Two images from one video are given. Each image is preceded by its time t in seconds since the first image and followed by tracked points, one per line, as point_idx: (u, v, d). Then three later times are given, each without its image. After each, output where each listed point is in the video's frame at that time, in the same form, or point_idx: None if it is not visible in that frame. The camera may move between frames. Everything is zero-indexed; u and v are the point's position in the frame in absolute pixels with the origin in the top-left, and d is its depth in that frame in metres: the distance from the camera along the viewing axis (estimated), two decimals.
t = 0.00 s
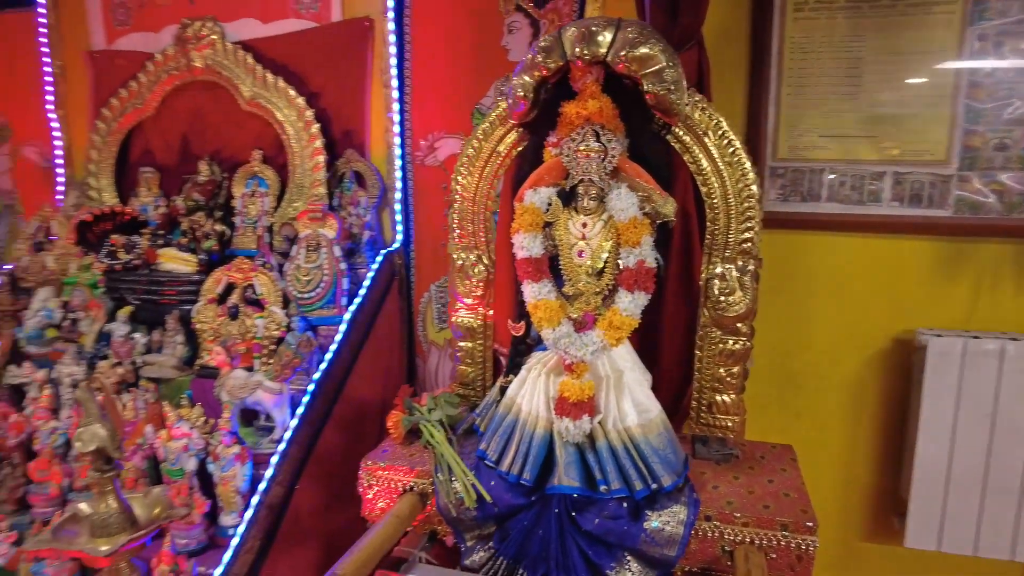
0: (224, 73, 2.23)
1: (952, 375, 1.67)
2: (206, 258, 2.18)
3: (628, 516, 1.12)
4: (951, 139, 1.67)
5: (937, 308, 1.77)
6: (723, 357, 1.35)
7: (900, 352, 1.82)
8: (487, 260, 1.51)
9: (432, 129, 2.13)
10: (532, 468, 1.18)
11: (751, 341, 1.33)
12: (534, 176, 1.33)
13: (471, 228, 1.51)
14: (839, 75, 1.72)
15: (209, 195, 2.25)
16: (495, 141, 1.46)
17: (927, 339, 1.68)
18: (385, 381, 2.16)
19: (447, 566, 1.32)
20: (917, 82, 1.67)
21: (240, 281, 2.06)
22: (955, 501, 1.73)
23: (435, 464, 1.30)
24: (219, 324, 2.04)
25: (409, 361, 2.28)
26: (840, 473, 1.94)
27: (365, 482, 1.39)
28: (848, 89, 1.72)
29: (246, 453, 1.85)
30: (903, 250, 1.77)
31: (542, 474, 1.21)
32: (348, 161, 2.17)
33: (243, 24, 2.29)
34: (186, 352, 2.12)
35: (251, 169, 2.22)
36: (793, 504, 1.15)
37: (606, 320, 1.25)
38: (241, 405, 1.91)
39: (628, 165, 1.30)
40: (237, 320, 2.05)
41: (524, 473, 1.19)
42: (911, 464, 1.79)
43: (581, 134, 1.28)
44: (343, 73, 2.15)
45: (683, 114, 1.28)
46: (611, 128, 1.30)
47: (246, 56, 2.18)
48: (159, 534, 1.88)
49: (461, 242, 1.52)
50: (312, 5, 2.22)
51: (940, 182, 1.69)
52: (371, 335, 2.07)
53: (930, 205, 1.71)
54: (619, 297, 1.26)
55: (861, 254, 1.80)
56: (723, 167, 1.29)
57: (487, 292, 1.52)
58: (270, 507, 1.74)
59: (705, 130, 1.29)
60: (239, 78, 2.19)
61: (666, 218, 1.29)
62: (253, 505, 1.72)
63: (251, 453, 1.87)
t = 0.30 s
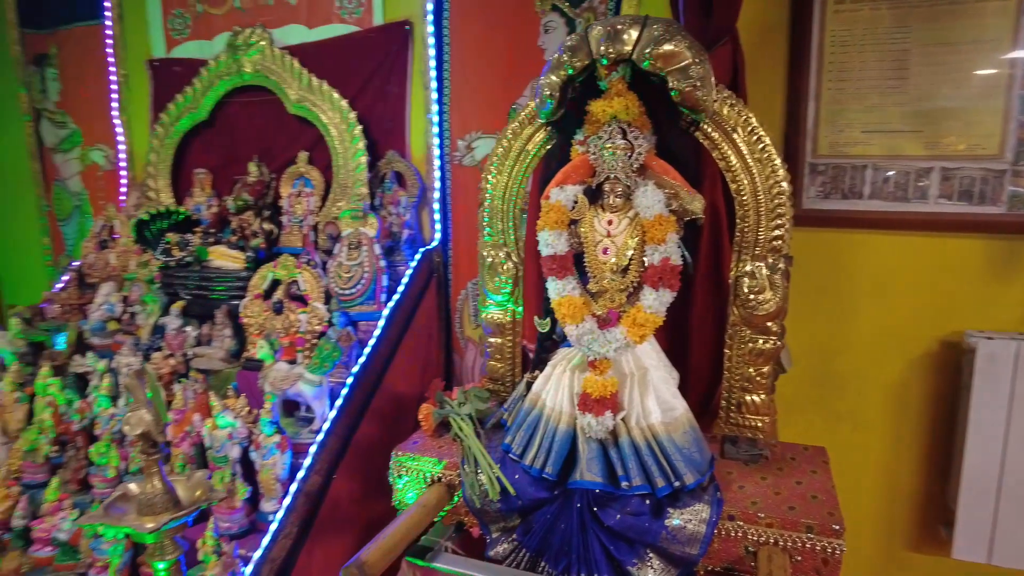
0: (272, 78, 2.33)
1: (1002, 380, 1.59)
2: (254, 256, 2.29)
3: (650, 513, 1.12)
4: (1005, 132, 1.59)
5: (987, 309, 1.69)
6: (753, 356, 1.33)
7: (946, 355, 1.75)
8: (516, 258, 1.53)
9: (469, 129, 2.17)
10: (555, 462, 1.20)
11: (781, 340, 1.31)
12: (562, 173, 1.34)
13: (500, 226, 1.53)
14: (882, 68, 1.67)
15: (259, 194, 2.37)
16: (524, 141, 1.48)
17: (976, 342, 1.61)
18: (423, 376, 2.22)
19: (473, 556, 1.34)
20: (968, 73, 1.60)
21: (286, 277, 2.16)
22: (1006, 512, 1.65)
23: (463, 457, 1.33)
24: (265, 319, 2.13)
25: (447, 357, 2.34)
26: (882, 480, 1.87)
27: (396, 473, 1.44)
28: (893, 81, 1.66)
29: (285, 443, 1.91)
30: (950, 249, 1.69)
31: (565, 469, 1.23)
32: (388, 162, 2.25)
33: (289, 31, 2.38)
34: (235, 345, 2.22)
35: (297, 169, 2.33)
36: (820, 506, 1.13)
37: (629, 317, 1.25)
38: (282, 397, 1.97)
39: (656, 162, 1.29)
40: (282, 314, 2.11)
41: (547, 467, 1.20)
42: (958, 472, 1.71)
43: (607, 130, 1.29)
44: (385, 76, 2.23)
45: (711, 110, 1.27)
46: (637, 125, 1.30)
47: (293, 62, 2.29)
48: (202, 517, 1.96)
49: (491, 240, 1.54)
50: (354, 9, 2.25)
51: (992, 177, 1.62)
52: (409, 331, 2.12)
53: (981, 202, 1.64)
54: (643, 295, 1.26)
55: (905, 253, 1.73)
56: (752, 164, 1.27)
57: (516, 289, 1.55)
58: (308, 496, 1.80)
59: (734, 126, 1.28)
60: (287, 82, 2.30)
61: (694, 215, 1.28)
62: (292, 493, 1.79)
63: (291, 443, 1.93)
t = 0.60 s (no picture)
0: (312, 79, 2.40)
1: None
2: (292, 251, 2.34)
3: (668, 511, 1.12)
4: None
5: None
6: (779, 356, 1.30)
7: (991, 359, 1.67)
8: (541, 254, 1.54)
9: (502, 128, 2.18)
10: (573, 458, 1.20)
11: (809, 340, 1.28)
12: (586, 169, 1.34)
13: (526, 223, 1.54)
14: (925, 60, 1.60)
15: (299, 191, 2.44)
16: (549, 138, 1.49)
17: None
18: (454, 372, 2.25)
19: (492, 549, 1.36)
20: (1019, 65, 1.52)
21: (322, 272, 2.21)
22: None
23: (484, 450, 1.35)
24: (301, 312, 2.20)
25: (478, 353, 2.37)
26: (922, 488, 1.80)
27: (420, 463, 1.46)
28: (937, 74, 1.60)
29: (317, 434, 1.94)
30: (996, 248, 1.62)
31: (584, 465, 1.23)
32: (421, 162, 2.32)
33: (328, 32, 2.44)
34: (273, 337, 2.30)
35: (336, 168, 2.39)
36: (843, 510, 1.11)
37: (650, 314, 1.25)
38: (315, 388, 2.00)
39: (680, 157, 1.29)
40: (318, 308, 2.17)
41: (565, 463, 1.21)
42: (1004, 482, 1.64)
43: (630, 125, 1.29)
44: (420, 75, 2.26)
45: (737, 105, 1.25)
46: (662, 121, 1.29)
47: (332, 62, 2.35)
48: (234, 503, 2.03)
49: (517, 237, 1.55)
50: (391, 10, 2.29)
51: None
52: (440, 326, 2.15)
53: None
54: (664, 292, 1.25)
55: (948, 252, 1.67)
56: (779, 160, 1.25)
57: (540, 285, 1.55)
58: (338, 486, 1.84)
59: (760, 121, 1.26)
60: (326, 83, 2.37)
61: (719, 212, 1.26)
62: (322, 483, 1.83)
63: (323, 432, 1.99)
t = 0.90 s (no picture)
0: (345, 79, 2.45)
1: None
2: (325, 249, 2.41)
3: (683, 514, 1.11)
4: None
5: None
6: (803, 359, 1.28)
7: None
8: (562, 253, 1.54)
9: (530, 127, 2.18)
10: (588, 458, 1.20)
11: (834, 343, 1.24)
12: (606, 168, 1.34)
13: (548, 222, 1.54)
14: (967, 54, 1.54)
15: (333, 190, 2.49)
16: (571, 138, 1.48)
17: None
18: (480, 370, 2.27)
19: (509, 547, 1.36)
20: None
21: (353, 270, 2.26)
22: None
23: (501, 449, 1.35)
24: (332, 309, 2.23)
25: (505, 352, 2.39)
26: (960, 500, 1.72)
27: (439, 459, 1.49)
28: (979, 69, 1.53)
29: (343, 429, 1.96)
30: None
31: (600, 465, 1.22)
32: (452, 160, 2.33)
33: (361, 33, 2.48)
34: (305, 332, 2.35)
35: (369, 168, 2.43)
36: (865, 519, 1.08)
37: (668, 314, 1.23)
38: (342, 382, 2.02)
39: (701, 155, 1.26)
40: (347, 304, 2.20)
41: (581, 462, 1.21)
42: None
43: (651, 124, 1.28)
44: (449, 75, 2.28)
45: (760, 102, 1.23)
46: (683, 119, 1.27)
47: (365, 63, 2.39)
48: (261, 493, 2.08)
49: (538, 236, 1.56)
50: (423, 11, 2.32)
51: None
52: (466, 324, 2.17)
53: None
54: (683, 292, 1.23)
55: (988, 255, 1.60)
56: (804, 158, 1.22)
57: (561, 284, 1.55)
58: (361, 479, 1.86)
59: (785, 119, 1.23)
60: (359, 84, 2.41)
61: (741, 211, 1.24)
62: (346, 476, 1.85)
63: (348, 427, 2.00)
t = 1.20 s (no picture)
0: (374, 81, 2.48)
1: None
2: (353, 248, 2.43)
3: (700, 521, 1.10)
4: None
5: None
6: (828, 366, 1.25)
7: None
8: (583, 255, 1.53)
9: (556, 127, 2.17)
10: (605, 462, 1.19)
11: (860, 349, 1.21)
12: (626, 169, 1.32)
13: (569, 222, 1.53)
14: (1012, 49, 1.47)
15: (362, 190, 2.52)
16: (592, 138, 1.48)
17: None
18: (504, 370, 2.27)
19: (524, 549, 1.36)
20: None
21: (380, 270, 2.28)
22: None
23: (519, 450, 1.35)
24: (358, 307, 2.26)
25: (529, 353, 2.38)
26: (1000, 515, 1.65)
27: (457, 459, 1.48)
28: None
29: (366, 426, 1.98)
30: None
31: (616, 469, 1.21)
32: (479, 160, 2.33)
33: (390, 35, 2.51)
34: (333, 330, 2.39)
35: (398, 169, 2.46)
36: (890, 532, 1.04)
37: (688, 318, 1.21)
38: (368, 381, 2.08)
39: (724, 156, 1.24)
40: (373, 304, 2.23)
41: (597, 466, 1.20)
42: None
43: (673, 123, 1.26)
44: (476, 76, 2.29)
45: (786, 101, 1.21)
46: (706, 118, 1.24)
47: (393, 64, 2.41)
48: (286, 488, 2.12)
49: (560, 237, 1.55)
50: (451, 12, 2.33)
51: None
52: (491, 325, 2.17)
53: None
54: (703, 296, 1.21)
55: None
56: (830, 158, 1.20)
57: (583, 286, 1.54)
58: (383, 477, 1.88)
59: (811, 118, 1.21)
60: (387, 85, 2.43)
61: (766, 213, 1.20)
62: (369, 473, 1.87)
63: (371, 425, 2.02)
